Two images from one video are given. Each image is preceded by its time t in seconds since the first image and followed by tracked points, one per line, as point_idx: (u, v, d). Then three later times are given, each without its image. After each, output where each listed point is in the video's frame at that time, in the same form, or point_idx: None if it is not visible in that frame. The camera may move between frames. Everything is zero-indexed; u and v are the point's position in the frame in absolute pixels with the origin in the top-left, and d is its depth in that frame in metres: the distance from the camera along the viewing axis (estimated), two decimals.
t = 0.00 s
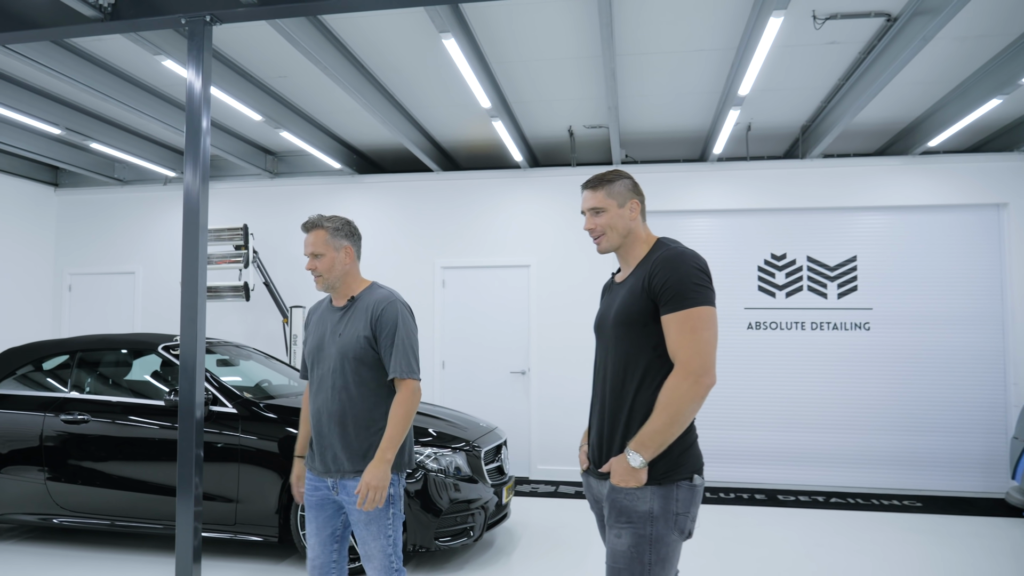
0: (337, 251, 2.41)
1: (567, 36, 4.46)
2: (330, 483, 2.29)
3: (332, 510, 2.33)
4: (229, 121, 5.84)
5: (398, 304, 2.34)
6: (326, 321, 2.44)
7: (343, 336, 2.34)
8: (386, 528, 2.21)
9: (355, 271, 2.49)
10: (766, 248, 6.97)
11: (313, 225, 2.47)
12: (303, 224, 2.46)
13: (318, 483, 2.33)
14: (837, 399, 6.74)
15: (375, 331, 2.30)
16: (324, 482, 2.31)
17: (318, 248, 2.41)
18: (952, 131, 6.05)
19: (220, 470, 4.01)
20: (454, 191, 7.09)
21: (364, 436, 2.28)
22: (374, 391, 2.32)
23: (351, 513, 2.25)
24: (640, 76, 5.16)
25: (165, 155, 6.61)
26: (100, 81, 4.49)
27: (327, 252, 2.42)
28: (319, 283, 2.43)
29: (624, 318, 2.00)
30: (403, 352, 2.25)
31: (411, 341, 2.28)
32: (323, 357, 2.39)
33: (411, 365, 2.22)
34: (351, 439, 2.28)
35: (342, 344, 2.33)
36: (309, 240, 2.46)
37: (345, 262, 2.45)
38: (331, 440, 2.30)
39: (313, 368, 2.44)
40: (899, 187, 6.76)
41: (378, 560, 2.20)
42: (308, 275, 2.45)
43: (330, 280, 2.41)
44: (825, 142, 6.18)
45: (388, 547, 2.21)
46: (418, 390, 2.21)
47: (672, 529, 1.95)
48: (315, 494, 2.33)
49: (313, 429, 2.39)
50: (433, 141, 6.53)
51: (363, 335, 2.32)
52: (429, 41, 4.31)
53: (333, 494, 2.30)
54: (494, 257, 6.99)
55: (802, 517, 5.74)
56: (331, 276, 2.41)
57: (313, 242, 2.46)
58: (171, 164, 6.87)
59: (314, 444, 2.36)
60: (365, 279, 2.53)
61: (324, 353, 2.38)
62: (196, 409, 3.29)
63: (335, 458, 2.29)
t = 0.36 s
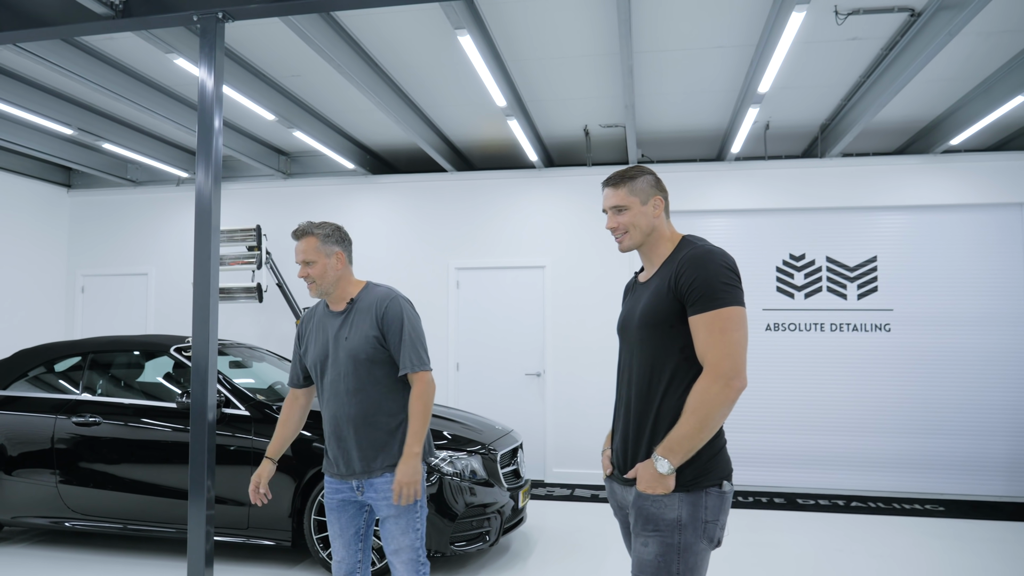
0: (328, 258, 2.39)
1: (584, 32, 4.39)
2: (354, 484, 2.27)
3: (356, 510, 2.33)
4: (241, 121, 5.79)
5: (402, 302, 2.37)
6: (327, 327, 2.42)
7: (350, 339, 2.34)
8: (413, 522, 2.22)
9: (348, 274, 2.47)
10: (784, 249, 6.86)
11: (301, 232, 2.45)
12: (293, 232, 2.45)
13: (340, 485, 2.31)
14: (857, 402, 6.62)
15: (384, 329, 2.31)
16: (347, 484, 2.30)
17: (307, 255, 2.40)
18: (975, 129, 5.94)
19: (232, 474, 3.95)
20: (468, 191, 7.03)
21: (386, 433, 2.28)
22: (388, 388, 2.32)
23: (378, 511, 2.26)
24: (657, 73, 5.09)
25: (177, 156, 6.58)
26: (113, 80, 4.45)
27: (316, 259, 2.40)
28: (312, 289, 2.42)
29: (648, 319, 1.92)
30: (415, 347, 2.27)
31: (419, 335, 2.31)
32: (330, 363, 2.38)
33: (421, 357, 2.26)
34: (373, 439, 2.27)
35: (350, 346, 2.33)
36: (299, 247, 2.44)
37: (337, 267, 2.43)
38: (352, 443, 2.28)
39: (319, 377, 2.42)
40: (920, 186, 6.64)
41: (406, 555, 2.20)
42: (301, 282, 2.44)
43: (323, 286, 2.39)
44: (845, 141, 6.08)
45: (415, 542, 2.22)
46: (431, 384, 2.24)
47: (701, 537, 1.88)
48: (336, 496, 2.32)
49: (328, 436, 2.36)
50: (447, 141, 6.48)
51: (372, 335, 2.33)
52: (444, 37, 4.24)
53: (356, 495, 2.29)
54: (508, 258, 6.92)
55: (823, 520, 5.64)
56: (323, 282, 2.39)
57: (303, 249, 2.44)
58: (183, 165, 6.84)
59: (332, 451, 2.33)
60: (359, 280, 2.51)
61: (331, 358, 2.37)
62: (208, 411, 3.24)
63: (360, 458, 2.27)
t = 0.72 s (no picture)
0: (372, 252, 2.39)
1: (596, 29, 4.33)
2: (385, 485, 2.27)
3: (377, 512, 2.32)
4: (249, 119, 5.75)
5: (444, 307, 2.36)
6: (366, 325, 2.39)
7: (390, 337, 2.32)
8: (451, 522, 2.25)
9: (392, 273, 2.45)
10: (799, 249, 6.78)
11: (350, 226, 2.46)
12: (340, 225, 2.46)
13: (365, 487, 2.30)
14: (873, 404, 6.53)
15: (425, 331, 2.31)
16: (374, 486, 2.29)
17: (352, 249, 2.39)
18: (993, 127, 5.84)
19: (241, 476, 3.90)
20: (479, 191, 6.98)
21: (418, 436, 2.28)
22: (423, 390, 2.31)
23: (411, 512, 2.27)
24: (669, 70, 5.02)
25: (186, 156, 6.56)
26: (121, 79, 4.43)
27: (360, 253, 2.40)
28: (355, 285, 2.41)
29: (665, 317, 1.87)
30: (456, 353, 2.29)
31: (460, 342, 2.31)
32: (365, 360, 2.35)
33: (460, 363, 2.28)
34: (405, 440, 2.27)
35: (390, 345, 2.31)
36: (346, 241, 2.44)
37: (380, 264, 2.41)
38: (382, 443, 2.27)
39: (350, 372, 2.39)
40: (936, 185, 6.55)
41: (447, 555, 2.23)
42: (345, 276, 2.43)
43: (364, 282, 2.37)
44: (860, 140, 6.00)
45: (454, 541, 2.25)
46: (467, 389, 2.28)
47: (720, 542, 1.82)
48: (360, 498, 2.31)
49: (354, 433, 2.33)
50: (457, 140, 6.44)
51: (412, 336, 2.32)
52: (454, 34, 4.19)
53: (384, 496, 2.29)
54: (519, 259, 6.87)
55: (839, 523, 5.55)
56: (365, 277, 2.37)
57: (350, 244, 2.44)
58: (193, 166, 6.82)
59: (358, 449, 2.31)
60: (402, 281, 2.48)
61: (367, 355, 2.35)
62: (216, 412, 3.20)
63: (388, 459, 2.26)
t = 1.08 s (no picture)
0: (444, 258, 2.35)
1: (610, 24, 4.26)
2: (449, 490, 2.21)
3: (435, 517, 2.25)
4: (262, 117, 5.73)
5: (516, 323, 2.28)
6: (436, 333, 2.35)
7: (459, 350, 2.27)
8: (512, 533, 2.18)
9: (464, 284, 2.40)
10: (820, 248, 6.66)
11: (426, 233, 2.45)
12: (416, 231, 2.45)
13: (430, 491, 2.25)
14: (896, 406, 6.39)
15: (495, 348, 2.24)
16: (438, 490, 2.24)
17: (425, 254, 2.37)
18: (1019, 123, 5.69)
19: (251, 479, 3.86)
20: (494, 191, 6.92)
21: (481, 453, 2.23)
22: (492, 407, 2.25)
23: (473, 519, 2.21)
24: (686, 67, 4.93)
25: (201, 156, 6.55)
26: (132, 78, 4.43)
27: (433, 258, 2.37)
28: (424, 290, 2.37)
29: (676, 314, 1.80)
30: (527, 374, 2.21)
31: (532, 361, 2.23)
32: (433, 369, 2.31)
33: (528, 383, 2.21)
34: (471, 455, 2.22)
35: (460, 357, 2.26)
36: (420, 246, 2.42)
37: (452, 272, 2.37)
38: (447, 456, 2.23)
39: (419, 379, 2.35)
40: (962, 183, 6.40)
41: (505, 562, 2.16)
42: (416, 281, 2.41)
43: (433, 287, 2.33)
44: (881, 137, 5.88)
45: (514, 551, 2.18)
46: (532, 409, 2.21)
47: (735, 550, 1.74)
48: (421, 500, 2.26)
49: (424, 441, 2.31)
50: (472, 139, 6.39)
51: (482, 351, 2.26)
52: (466, 30, 4.14)
53: (446, 502, 2.23)
54: (535, 259, 6.80)
55: (861, 527, 5.42)
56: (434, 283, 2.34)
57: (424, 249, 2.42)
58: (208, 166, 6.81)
59: (426, 457, 2.29)
60: (476, 295, 2.42)
61: (436, 365, 2.30)
62: (223, 415, 3.15)
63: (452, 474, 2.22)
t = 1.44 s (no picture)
0: (483, 249, 2.46)
1: (621, 17, 4.18)
2: (465, 488, 2.29)
3: (457, 517, 2.32)
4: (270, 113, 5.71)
5: (547, 318, 2.35)
6: (469, 324, 2.45)
7: (489, 342, 2.36)
8: (523, 534, 2.23)
9: (501, 276, 2.50)
10: (837, 246, 6.54)
11: (469, 223, 2.57)
12: (461, 221, 2.57)
13: (449, 488, 2.33)
14: (915, 406, 6.27)
15: (524, 341, 2.31)
16: (457, 487, 2.32)
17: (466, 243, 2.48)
18: None
19: (257, 480, 3.83)
20: (508, 189, 6.86)
21: (505, 446, 2.28)
22: (518, 399, 2.31)
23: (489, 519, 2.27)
24: (699, 61, 4.85)
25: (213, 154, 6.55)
26: (139, 75, 4.41)
27: (473, 249, 2.48)
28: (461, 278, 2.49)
29: (676, 311, 1.74)
30: (555, 367, 2.27)
31: (562, 355, 2.29)
32: (462, 360, 2.40)
33: (565, 377, 2.27)
34: (494, 446, 2.28)
35: (489, 349, 2.34)
36: (463, 236, 2.53)
37: (490, 263, 2.48)
38: (470, 446, 2.30)
39: (449, 370, 2.45)
40: (984, 178, 6.26)
41: (514, 564, 2.21)
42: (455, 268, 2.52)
43: (469, 277, 2.45)
44: (900, 132, 5.75)
45: (525, 553, 2.22)
46: (571, 403, 2.27)
47: (739, 559, 1.67)
48: (442, 499, 2.34)
49: (448, 431, 2.39)
50: (485, 136, 6.33)
51: (511, 344, 2.33)
52: (474, 23, 4.08)
53: (464, 499, 2.30)
54: (549, 257, 6.74)
55: (879, 529, 5.32)
56: (471, 273, 2.45)
57: (466, 239, 2.52)
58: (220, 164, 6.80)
59: (450, 447, 2.37)
60: (511, 286, 2.52)
61: (465, 356, 2.39)
62: (226, 416, 3.12)
63: (476, 463, 2.28)
